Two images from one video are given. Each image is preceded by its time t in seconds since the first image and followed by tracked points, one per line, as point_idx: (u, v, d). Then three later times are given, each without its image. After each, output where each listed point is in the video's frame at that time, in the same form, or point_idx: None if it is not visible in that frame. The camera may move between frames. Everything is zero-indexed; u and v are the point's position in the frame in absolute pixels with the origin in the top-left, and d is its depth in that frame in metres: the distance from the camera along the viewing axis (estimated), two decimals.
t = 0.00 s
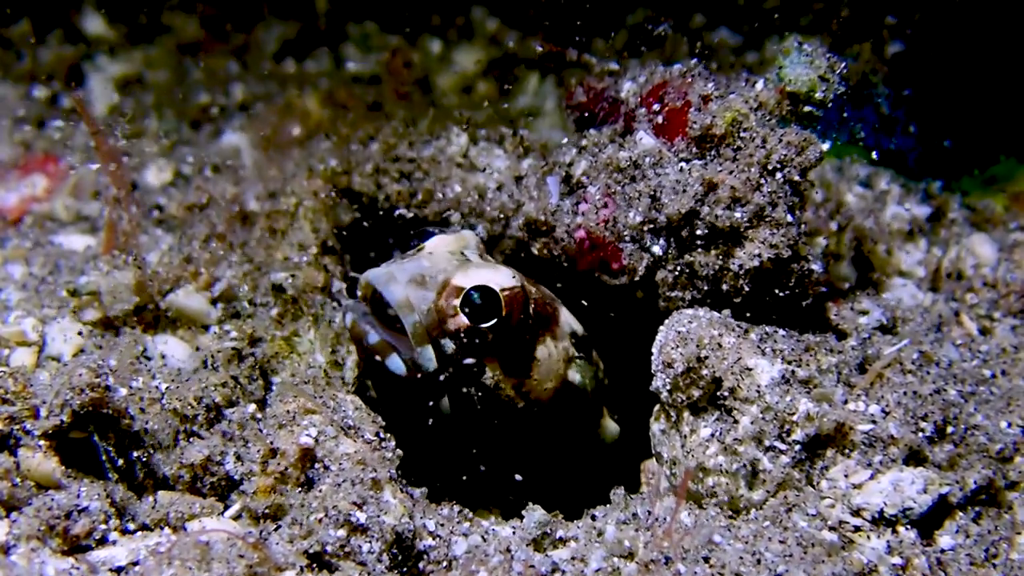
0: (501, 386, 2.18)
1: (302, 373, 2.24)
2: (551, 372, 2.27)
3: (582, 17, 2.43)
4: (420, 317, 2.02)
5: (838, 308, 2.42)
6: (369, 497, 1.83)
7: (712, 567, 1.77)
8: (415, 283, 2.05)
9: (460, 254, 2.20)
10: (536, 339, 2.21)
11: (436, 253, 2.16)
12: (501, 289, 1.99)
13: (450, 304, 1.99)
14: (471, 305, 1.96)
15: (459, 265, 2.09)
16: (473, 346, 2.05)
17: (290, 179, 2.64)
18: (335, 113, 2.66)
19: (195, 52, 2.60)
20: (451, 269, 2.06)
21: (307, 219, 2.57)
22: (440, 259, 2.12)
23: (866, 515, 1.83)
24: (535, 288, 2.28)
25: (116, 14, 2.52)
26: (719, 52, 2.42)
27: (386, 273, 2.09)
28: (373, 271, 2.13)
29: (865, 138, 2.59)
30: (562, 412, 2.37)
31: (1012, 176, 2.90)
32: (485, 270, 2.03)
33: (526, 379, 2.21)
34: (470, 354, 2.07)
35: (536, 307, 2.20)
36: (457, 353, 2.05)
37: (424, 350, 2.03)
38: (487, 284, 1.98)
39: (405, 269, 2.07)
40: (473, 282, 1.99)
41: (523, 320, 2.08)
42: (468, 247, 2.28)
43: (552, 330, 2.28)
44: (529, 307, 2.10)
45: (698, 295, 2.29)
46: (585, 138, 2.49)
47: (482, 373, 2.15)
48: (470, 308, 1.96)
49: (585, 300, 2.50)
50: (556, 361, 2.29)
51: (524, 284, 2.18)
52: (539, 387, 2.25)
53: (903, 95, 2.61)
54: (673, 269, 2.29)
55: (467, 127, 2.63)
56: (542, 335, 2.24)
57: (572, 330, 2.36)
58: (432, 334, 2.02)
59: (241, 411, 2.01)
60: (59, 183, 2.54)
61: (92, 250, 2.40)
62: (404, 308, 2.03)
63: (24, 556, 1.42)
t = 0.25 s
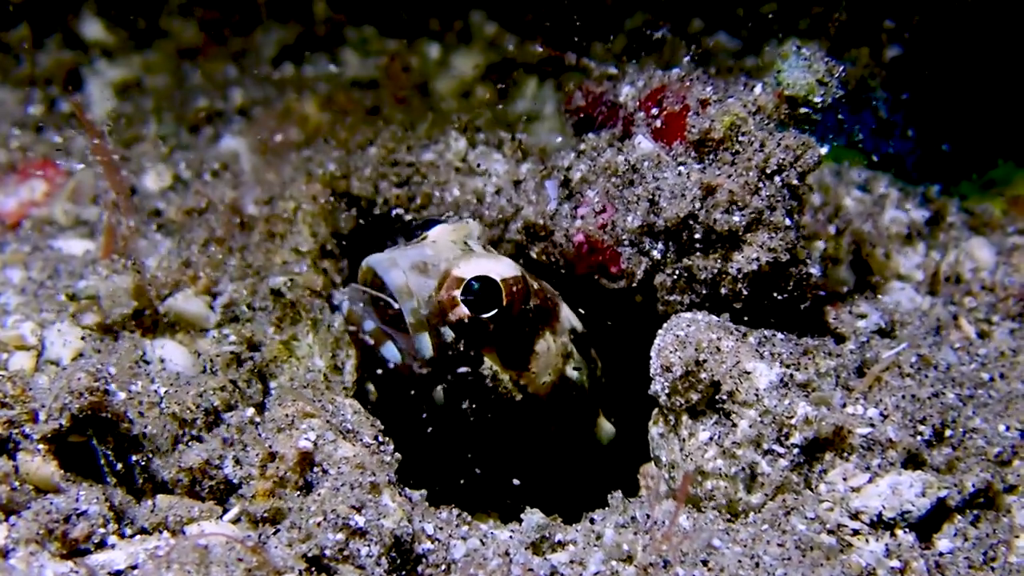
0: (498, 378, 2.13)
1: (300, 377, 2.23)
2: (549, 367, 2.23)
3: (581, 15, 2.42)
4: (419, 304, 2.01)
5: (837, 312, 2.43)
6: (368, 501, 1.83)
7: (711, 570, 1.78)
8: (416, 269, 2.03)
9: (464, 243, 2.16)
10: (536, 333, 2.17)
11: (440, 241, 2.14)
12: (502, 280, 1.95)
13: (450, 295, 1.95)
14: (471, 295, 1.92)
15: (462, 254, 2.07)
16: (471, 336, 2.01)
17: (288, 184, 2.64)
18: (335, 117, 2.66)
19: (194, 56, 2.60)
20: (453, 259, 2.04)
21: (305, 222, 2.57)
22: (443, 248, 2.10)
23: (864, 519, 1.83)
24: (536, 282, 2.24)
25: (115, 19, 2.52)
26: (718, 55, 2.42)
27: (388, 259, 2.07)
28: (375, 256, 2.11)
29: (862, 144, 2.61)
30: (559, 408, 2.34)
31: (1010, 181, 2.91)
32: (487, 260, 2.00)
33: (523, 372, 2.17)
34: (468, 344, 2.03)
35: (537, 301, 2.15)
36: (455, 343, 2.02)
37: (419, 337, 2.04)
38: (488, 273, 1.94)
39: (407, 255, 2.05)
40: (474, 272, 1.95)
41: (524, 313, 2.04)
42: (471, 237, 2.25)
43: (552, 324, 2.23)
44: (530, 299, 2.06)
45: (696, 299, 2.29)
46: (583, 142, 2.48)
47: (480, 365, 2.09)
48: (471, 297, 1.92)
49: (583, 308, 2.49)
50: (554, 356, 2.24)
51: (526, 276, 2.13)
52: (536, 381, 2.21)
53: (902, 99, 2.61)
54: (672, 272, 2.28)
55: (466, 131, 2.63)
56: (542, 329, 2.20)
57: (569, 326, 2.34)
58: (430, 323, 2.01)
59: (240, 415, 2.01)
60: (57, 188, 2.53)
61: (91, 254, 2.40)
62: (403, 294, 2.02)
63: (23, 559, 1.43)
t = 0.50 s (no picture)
0: (496, 372, 2.12)
1: (299, 377, 2.23)
2: (548, 364, 2.22)
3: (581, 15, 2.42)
4: (417, 295, 2.01)
5: (836, 311, 2.43)
6: (367, 500, 1.83)
7: (710, 569, 1.78)
8: (416, 261, 2.03)
9: (466, 237, 2.15)
10: (535, 328, 2.16)
11: (442, 233, 2.12)
12: (502, 274, 1.94)
13: (450, 288, 1.95)
14: (470, 288, 1.91)
15: (464, 248, 2.06)
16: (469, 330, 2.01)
17: (288, 184, 2.64)
18: (334, 117, 2.66)
19: (193, 56, 2.60)
20: (454, 252, 2.04)
21: (305, 222, 2.57)
22: (445, 240, 2.09)
23: (864, 518, 1.83)
24: (536, 278, 2.23)
25: (115, 19, 2.51)
26: (718, 55, 2.42)
27: (388, 251, 2.08)
28: (375, 247, 2.11)
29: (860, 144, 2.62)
30: (558, 405, 2.33)
31: (1010, 180, 2.92)
32: (488, 253, 1.98)
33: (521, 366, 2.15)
34: (467, 337, 2.03)
35: (536, 296, 2.14)
36: (453, 335, 2.02)
37: (416, 328, 2.03)
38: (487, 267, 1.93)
39: (407, 247, 2.05)
40: (474, 266, 1.94)
41: (523, 307, 2.03)
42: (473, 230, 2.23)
43: (551, 320, 2.22)
44: (529, 294, 2.05)
45: (695, 299, 2.29)
46: (582, 142, 2.47)
47: (479, 358, 2.09)
48: (470, 290, 1.91)
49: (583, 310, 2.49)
50: (552, 351, 2.23)
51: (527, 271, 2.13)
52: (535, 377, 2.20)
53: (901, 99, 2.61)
54: (671, 271, 2.29)
55: (466, 130, 2.62)
56: (542, 325, 2.19)
57: (569, 323, 2.32)
58: (428, 314, 2.01)
59: (240, 414, 2.01)
60: (57, 186, 2.55)
61: (90, 254, 2.41)
62: (401, 285, 2.01)
63: (23, 558, 1.43)
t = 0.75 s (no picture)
0: (497, 372, 2.13)
1: (300, 376, 2.24)
2: (549, 364, 2.22)
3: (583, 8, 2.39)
4: (417, 295, 2.01)
5: (837, 311, 2.43)
6: (368, 500, 1.83)
7: (711, 569, 1.77)
8: (416, 261, 2.03)
9: (467, 236, 2.15)
10: (537, 329, 2.16)
11: (444, 233, 2.13)
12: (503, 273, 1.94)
13: (451, 288, 1.96)
14: (471, 288, 1.92)
15: (465, 248, 2.06)
16: (470, 329, 2.01)
17: (288, 183, 2.63)
18: (335, 116, 2.66)
19: (193, 55, 2.60)
20: (455, 252, 2.04)
21: (305, 222, 2.56)
22: (446, 240, 2.09)
23: (865, 518, 1.82)
24: (539, 279, 2.23)
25: (116, 18, 2.53)
26: (718, 55, 2.42)
27: (388, 250, 2.08)
28: (375, 246, 2.12)
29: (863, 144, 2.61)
30: (558, 406, 2.33)
31: (1010, 180, 2.91)
32: (489, 252, 1.99)
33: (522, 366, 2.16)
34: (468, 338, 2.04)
35: (538, 298, 2.15)
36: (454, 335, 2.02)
37: (416, 328, 2.03)
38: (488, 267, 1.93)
39: (408, 246, 2.05)
40: (474, 266, 1.94)
41: (524, 307, 2.03)
42: (476, 229, 2.23)
43: (553, 321, 2.23)
44: (531, 294, 2.06)
45: (696, 299, 2.29)
46: (583, 142, 2.46)
47: (480, 359, 2.09)
48: (470, 290, 1.92)
49: (584, 311, 2.49)
50: (553, 352, 2.23)
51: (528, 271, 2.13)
52: (537, 379, 2.21)
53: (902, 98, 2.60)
54: (672, 271, 2.29)
55: (466, 130, 2.62)
56: (543, 325, 2.19)
57: (572, 324, 2.33)
58: (429, 314, 2.01)
59: (240, 414, 2.01)
60: (58, 187, 2.55)
61: (91, 254, 2.41)
62: (401, 284, 2.02)
63: (23, 558, 1.42)
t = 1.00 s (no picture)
0: (499, 373, 2.13)
1: (302, 376, 2.24)
2: (551, 366, 2.22)
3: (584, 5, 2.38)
4: (417, 295, 2.01)
5: (838, 310, 2.43)
6: (369, 499, 1.83)
7: (712, 569, 1.77)
8: (418, 261, 2.03)
9: (470, 237, 2.15)
10: (538, 330, 2.16)
11: (446, 234, 2.12)
12: (505, 274, 1.94)
13: (452, 289, 1.95)
14: (472, 288, 1.92)
15: (467, 248, 2.06)
16: (472, 330, 2.01)
17: (290, 183, 2.64)
18: (336, 116, 2.66)
19: (195, 55, 2.59)
20: (457, 252, 2.04)
21: (306, 221, 2.57)
22: (448, 241, 2.09)
23: (866, 517, 1.83)
24: (541, 279, 2.23)
25: (117, 18, 2.50)
26: (719, 54, 2.42)
27: (390, 250, 2.08)
28: (377, 246, 2.12)
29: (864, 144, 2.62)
30: (560, 407, 2.33)
31: (1012, 179, 2.91)
32: (491, 253, 1.98)
33: (524, 367, 2.16)
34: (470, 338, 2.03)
35: (540, 298, 2.15)
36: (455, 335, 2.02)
37: (416, 328, 2.03)
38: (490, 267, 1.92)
39: (410, 247, 2.05)
40: (476, 266, 1.94)
41: (526, 308, 2.03)
42: (478, 230, 2.22)
43: (555, 322, 2.23)
44: (533, 294, 2.05)
45: (698, 298, 2.30)
46: (585, 141, 2.48)
47: (482, 360, 2.09)
48: (472, 291, 1.92)
49: (588, 311, 2.49)
50: (556, 353, 2.23)
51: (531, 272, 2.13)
52: (539, 379, 2.21)
53: (902, 98, 2.61)
54: (673, 271, 2.29)
55: (467, 129, 2.62)
56: (545, 326, 2.19)
57: (574, 325, 2.32)
58: (430, 315, 2.01)
59: (242, 414, 2.01)
60: (59, 186, 2.56)
61: (93, 253, 2.41)
62: (401, 285, 2.02)
63: (25, 557, 1.42)
